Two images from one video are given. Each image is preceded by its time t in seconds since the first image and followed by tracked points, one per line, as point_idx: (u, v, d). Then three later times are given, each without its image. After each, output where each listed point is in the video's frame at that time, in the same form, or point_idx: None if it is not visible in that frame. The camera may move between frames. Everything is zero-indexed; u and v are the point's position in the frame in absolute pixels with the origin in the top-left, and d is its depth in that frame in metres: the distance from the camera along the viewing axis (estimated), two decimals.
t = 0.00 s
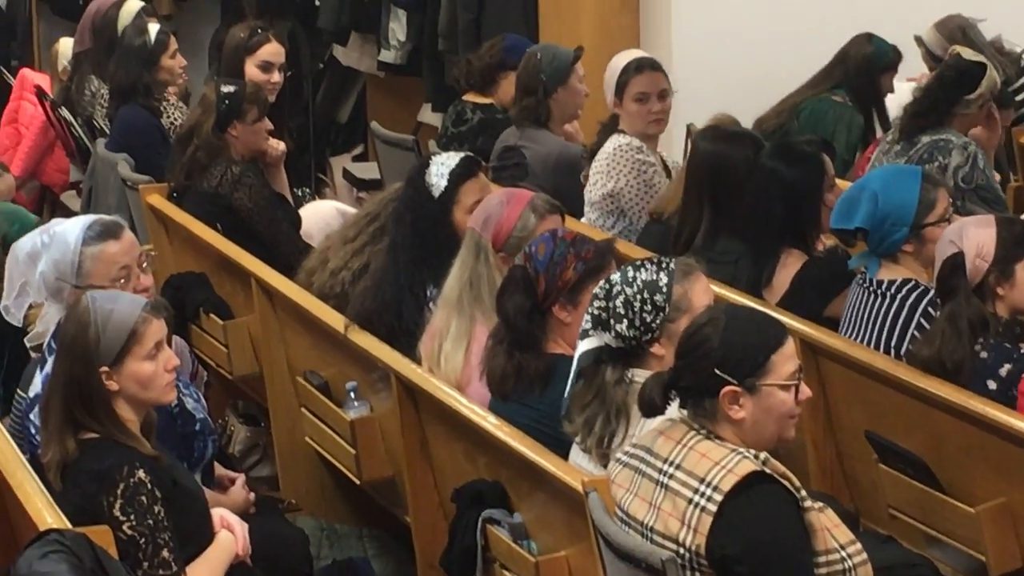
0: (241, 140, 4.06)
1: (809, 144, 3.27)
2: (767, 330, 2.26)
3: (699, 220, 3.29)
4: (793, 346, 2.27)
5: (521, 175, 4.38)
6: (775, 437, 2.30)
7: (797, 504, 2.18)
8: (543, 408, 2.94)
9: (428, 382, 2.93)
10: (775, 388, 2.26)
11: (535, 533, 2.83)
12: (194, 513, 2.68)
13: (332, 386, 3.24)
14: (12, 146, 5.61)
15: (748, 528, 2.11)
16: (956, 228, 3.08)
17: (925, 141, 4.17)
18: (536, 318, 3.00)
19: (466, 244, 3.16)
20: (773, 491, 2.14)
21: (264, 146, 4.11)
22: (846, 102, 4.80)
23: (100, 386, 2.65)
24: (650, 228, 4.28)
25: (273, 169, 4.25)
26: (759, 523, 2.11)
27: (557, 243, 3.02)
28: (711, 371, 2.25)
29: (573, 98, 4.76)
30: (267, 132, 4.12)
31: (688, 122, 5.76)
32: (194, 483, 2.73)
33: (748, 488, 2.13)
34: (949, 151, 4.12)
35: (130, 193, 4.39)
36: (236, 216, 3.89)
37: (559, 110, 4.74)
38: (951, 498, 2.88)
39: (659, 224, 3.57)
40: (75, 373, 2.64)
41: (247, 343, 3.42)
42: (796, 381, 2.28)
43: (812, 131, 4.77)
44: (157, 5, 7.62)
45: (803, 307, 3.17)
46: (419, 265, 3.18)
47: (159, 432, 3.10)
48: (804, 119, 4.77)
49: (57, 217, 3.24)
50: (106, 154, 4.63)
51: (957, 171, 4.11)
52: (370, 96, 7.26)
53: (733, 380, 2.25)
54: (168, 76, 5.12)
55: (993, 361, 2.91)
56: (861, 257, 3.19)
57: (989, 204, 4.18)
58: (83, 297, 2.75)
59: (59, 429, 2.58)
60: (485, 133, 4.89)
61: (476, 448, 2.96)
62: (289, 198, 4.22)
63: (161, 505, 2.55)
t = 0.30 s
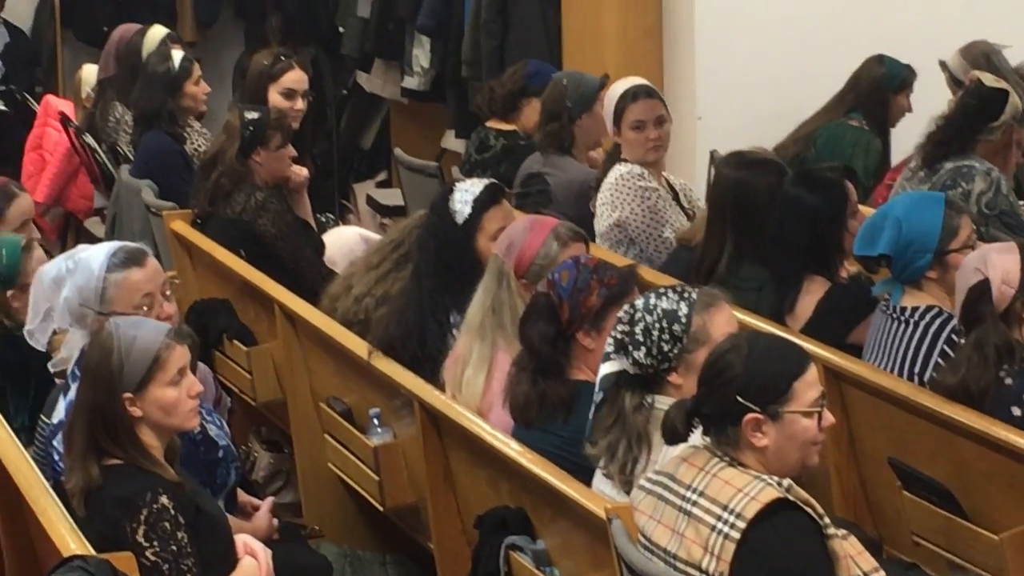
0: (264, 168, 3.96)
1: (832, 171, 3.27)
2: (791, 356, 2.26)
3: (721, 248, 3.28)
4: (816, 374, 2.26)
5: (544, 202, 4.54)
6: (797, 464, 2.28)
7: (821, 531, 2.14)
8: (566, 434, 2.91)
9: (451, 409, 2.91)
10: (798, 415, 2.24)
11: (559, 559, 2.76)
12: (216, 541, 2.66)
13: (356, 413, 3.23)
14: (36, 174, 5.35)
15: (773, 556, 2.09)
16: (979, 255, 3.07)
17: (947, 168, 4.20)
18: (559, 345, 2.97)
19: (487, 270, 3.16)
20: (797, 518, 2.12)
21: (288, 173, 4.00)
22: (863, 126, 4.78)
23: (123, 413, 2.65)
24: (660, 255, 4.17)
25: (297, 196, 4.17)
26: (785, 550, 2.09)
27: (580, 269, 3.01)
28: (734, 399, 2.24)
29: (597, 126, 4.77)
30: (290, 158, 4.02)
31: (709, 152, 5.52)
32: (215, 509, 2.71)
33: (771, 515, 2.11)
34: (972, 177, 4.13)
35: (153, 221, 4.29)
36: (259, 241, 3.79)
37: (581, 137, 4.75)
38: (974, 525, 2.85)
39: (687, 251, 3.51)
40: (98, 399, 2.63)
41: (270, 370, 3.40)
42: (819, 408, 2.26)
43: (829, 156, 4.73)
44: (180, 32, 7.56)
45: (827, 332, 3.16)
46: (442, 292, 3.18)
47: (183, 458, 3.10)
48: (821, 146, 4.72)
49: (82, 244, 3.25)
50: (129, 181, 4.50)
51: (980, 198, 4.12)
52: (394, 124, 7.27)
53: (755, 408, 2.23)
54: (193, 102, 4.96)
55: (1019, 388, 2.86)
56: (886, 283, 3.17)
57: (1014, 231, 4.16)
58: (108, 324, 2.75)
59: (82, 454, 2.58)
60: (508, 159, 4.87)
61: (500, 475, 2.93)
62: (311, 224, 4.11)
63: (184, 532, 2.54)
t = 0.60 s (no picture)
0: (292, 190, 3.86)
1: (860, 195, 3.27)
2: (816, 380, 2.24)
3: (748, 271, 3.27)
4: (841, 397, 2.23)
5: (570, 226, 4.50)
6: (824, 487, 2.25)
7: (848, 555, 2.11)
8: (594, 458, 2.85)
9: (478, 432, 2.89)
10: (825, 437, 2.22)
11: None
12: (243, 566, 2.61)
13: (383, 436, 3.21)
14: (65, 197, 5.39)
15: None
16: (1008, 277, 3.03)
17: (974, 192, 4.18)
18: (588, 369, 2.92)
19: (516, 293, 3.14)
20: (825, 541, 2.10)
21: (316, 196, 3.91)
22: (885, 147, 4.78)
23: (152, 436, 2.61)
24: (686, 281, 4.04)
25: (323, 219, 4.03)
26: (814, 574, 2.08)
27: (606, 293, 2.96)
28: (760, 422, 2.22)
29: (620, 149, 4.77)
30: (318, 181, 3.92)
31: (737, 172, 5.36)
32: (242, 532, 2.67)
33: (798, 539, 2.09)
34: (1000, 201, 4.10)
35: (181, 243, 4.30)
36: (289, 267, 3.69)
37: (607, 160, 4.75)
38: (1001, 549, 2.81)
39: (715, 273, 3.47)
40: (128, 424, 2.60)
41: (297, 392, 3.37)
42: (846, 430, 2.24)
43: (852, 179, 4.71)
44: (208, 56, 7.54)
45: (852, 358, 3.15)
46: (470, 316, 3.19)
47: (209, 482, 3.09)
48: (843, 169, 4.71)
49: (113, 266, 3.24)
50: (158, 205, 4.47)
51: (1009, 221, 4.08)
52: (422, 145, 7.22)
53: (781, 431, 2.21)
54: (219, 125, 4.84)
55: None
56: (912, 307, 3.13)
57: None
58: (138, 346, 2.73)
59: (110, 478, 2.56)
60: (536, 183, 4.79)
61: (527, 498, 2.88)
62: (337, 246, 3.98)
63: (212, 556, 2.52)
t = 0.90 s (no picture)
0: (317, 207, 3.76)
1: (886, 209, 3.27)
2: (842, 394, 2.18)
3: (774, 286, 3.21)
4: (869, 410, 2.17)
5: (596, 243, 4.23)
6: (852, 503, 2.20)
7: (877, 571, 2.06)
8: (623, 473, 2.78)
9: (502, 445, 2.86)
10: (851, 453, 2.16)
11: None
12: None
13: (410, 452, 3.19)
14: (92, 212, 5.29)
15: None
16: None
17: (1001, 207, 4.17)
18: (614, 384, 2.86)
19: (545, 314, 3.05)
20: (855, 558, 2.04)
21: (342, 213, 3.81)
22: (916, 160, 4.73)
23: (178, 451, 2.52)
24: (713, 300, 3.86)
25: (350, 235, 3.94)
26: None
27: (632, 308, 2.91)
28: (787, 438, 2.16)
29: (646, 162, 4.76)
30: (344, 195, 3.82)
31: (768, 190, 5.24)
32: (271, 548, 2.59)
33: (827, 554, 2.03)
34: None
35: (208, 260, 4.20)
36: (316, 281, 3.67)
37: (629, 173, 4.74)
38: None
39: (742, 287, 3.44)
40: (155, 438, 2.53)
41: (325, 408, 3.37)
42: (873, 446, 2.19)
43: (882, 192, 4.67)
44: (236, 71, 7.56)
45: (879, 373, 3.15)
46: (495, 334, 3.15)
47: (236, 495, 3.06)
48: (873, 182, 4.66)
49: (139, 282, 3.17)
50: (185, 219, 4.42)
51: None
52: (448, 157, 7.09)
53: (809, 446, 2.15)
54: (247, 140, 4.71)
55: None
56: (940, 322, 3.12)
57: None
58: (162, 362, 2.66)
59: (137, 489, 2.50)
60: (560, 199, 4.70)
61: (554, 514, 2.82)
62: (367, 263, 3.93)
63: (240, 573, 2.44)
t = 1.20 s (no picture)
0: (342, 216, 3.78)
1: (910, 218, 3.26)
2: (865, 403, 2.16)
3: (798, 295, 3.22)
4: (893, 419, 2.16)
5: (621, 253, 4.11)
6: (878, 512, 2.17)
7: None
8: (647, 483, 2.73)
9: (525, 453, 2.85)
10: (876, 462, 2.15)
11: None
12: None
13: (434, 461, 3.19)
14: (114, 223, 5.31)
15: None
16: None
17: None
18: (640, 395, 2.82)
19: (575, 328, 3.02)
20: (882, 568, 2.02)
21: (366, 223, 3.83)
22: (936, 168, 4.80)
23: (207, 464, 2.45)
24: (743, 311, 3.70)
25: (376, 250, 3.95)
26: None
27: (656, 318, 2.88)
28: (811, 447, 2.15)
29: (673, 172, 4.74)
30: (368, 206, 3.83)
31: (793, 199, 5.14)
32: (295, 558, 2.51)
33: (852, 563, 2.01)
34: None
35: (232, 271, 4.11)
36: (340, 291, 3.65)
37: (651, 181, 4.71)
38: None
39: (767, 296, 3.46)
40: (179, 447, 2.45)
41: (349, 417, 3.37)
42: (898, 455, 2.17)
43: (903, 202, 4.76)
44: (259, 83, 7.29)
45: (906, 382, 3.12)
46: (521, 346, 3.14)
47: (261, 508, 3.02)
48: (894, 189, 4.77)
49: (162, 291, 3.03)
50: (210, 231, 4.28)
51: None
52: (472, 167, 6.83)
53: (833, 456, 2.13)
54: (270, 151, 4.69)
55: None
56: (964, 330, 3.06)
57: None
58: (188, 375, 2.57)
59: (160, 495, 2.42)
60: (578, 208, 4.58)
61: (578, 524, 2.79)
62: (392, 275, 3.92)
63: None
